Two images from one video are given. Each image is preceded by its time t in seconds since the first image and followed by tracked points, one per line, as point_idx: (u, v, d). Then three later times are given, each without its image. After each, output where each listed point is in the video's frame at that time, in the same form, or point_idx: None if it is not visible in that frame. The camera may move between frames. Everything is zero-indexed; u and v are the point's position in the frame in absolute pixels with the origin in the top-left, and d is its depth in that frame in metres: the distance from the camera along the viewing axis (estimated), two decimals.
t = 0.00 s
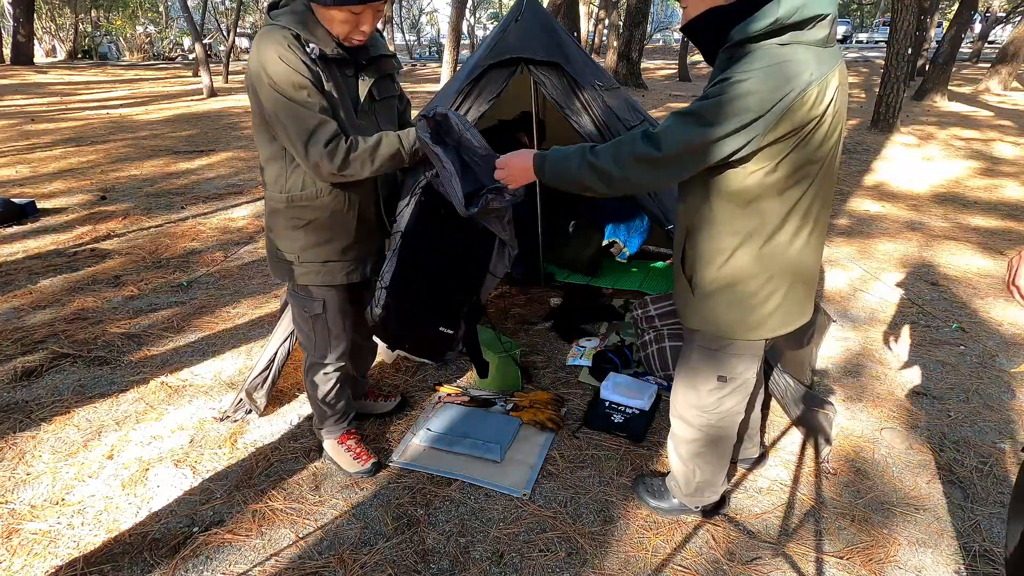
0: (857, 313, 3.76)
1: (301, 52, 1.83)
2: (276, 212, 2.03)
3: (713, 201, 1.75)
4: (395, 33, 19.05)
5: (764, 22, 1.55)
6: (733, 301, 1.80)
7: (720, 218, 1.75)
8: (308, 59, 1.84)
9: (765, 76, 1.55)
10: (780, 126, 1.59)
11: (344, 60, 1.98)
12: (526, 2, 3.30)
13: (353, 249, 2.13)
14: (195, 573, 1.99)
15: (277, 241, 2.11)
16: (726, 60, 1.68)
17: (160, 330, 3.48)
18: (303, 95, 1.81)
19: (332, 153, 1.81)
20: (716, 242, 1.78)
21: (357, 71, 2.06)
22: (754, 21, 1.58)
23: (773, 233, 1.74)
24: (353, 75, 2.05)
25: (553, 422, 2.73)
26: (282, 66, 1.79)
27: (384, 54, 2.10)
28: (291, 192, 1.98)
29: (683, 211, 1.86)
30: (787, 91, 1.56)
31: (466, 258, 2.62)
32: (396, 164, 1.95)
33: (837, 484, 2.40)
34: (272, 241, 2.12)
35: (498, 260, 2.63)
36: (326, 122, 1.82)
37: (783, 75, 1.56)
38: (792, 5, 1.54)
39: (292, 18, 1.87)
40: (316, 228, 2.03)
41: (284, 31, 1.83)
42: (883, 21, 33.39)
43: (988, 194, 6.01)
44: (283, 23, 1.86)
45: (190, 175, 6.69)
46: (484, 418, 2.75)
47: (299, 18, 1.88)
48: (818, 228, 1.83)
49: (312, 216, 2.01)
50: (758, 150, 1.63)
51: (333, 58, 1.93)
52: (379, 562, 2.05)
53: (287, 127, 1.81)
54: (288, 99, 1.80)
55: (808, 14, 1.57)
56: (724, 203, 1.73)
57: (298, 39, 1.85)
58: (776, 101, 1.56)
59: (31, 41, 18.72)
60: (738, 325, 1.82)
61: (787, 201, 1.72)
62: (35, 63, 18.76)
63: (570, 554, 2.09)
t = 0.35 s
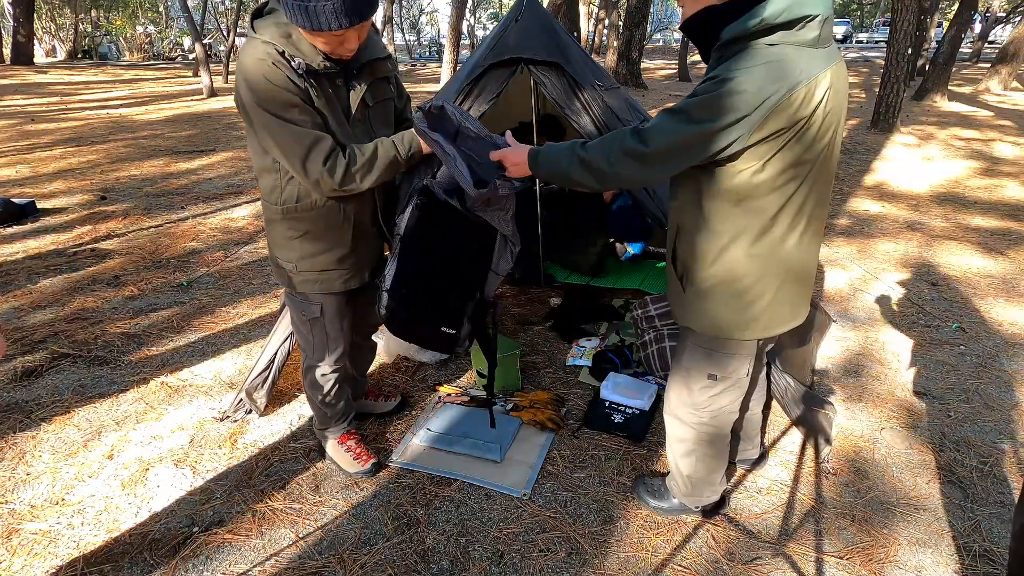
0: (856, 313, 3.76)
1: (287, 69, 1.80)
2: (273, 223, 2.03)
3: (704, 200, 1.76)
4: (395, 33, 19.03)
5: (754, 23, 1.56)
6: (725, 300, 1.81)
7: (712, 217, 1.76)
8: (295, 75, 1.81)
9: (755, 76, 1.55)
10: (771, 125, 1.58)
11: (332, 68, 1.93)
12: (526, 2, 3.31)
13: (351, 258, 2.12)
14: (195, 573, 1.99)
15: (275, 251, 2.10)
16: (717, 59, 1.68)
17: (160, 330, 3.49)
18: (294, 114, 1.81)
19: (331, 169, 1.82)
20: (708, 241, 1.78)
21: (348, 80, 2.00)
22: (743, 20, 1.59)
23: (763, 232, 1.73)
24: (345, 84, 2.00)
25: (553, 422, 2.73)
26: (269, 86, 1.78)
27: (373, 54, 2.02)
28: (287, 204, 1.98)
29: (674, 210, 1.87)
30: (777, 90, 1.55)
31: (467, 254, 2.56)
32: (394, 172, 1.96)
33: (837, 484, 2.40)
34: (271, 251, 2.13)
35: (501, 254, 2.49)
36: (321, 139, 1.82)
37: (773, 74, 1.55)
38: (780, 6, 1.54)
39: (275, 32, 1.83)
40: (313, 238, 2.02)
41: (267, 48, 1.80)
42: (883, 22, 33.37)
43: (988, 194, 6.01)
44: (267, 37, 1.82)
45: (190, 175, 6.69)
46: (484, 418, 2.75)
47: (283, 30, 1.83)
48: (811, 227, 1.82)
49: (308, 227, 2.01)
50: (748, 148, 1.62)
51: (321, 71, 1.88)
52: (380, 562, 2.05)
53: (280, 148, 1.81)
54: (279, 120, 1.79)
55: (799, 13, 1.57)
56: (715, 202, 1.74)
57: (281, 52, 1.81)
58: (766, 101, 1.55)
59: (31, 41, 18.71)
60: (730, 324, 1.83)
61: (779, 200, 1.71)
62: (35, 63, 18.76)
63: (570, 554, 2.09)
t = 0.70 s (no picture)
0: (856, 313, 3.76)
1: (271, 82, 1.75)
2: (268, 228, 2.03)
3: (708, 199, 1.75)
4: (395, 33, 19.02)
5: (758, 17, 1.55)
6: (727, 299, 1.80)
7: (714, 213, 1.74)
8: (281, 85, 1.76)
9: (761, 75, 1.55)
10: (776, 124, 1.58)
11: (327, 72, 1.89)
12: (526, 2, 3.31)
13: (347, 263, 2.11)
14: (195, 573, 1.99)
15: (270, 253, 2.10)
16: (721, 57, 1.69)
17: (160, 330, 3.49)
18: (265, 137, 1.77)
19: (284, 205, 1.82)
20: (711, 241, 1.78)
21: (343, 82, 1.94)
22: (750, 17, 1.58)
23: (766, 232, 1.74)
24: (340, 86, 1.94)
25: (553, 422, 2.73)
26: (248, 97, 1.72)
27: (370, 57, 1.99)
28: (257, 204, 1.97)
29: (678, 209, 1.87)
30: (783, 91, 1.55)
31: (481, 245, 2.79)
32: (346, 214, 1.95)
33: (837, 484, 2.40)
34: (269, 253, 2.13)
35: (516, 237, 2.75)
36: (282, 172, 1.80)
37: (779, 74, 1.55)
38: (782, 4, 1.54)
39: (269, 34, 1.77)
40: (305, 246, 2.02)
41: (259, 51, 1.74)
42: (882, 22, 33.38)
43: (988, 194, 6.00)
44: (260, 39, 1.75)
45: (190, 175, 6.69)
46: (484, 418, 2.75)
47: (278, 32, 1.77)
48: (812, 227, 1.82)
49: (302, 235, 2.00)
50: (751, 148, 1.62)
51: (316, 73, 1.84)
52: (380, 562, 2.05)
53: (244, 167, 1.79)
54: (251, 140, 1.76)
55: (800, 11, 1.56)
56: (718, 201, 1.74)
57: (272, 60, 1.75)
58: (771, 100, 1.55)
59: (31, 41, 18.70)
60: (733, 324, 1.82)
61: (782, 201, 1.71)
62: (35, 63, 18.76)
63: (570, 554, 2.09)
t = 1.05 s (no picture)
0: (857, 313, 3.76)
1: (255, 83, 1.70)
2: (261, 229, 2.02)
3: (722, 201, 1.73)
4: (396, 33, 19.01)
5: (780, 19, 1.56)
6: (733, 301, 1.81)
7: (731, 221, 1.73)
8: (263, 87, 1.72)
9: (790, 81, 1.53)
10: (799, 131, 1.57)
11: (318, 71, 1.85)
12: (527, 2, 3.32)
13: (342, 264, 2.10)
14: (195, 573, 1.99)
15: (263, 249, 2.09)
16: (749, 60, 1.66)
17: (160, 330, 3.49)
18: (234, 141, 1.70)
19: (239, 221, 1.74)
20: (723, 242, 1.77)
21: (335, 80, 1.92)
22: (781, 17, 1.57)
23: (775, 237, 1.74)
24: (332, 85, 1.92)
25: (553, 421, 2.73)
26: (227, 94, 1.67)
27: (364, 55, 1.96)
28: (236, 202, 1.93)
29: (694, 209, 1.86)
30: (811, 102, 1.54)
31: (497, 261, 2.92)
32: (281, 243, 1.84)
33: (837, 484, 2.41)
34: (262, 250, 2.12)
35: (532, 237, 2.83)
36: (245, 185, 1.74)
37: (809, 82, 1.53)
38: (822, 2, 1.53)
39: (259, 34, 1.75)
40: (296, 251, 1.98)
41: (246, 49, 1.71)
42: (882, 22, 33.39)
43: (988, 194, 6.01)
44: (249, 39, 1.73)
45: (190, 175, 6.69)
46: (484, 418, 2.75)
47: (266, 31, 1.75)
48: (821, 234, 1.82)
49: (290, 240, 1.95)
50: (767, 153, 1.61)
51: (305, 72, 1.81)
52: (380, 562, 2.05)
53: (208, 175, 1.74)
54: (223, 146, 1.70)
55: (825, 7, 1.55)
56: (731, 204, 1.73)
57: (258, 60, 1.71)
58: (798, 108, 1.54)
59: (31, 41, 18.69)
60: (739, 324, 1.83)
61: (792, 209, 1.72)
62: (35, 64, 18.76)
63: (570, 554, 2.09)
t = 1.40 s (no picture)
0: (857, 313, 3.76)
1: (241, 82, 1.70)
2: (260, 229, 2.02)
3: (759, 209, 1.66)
4: (396, 34, 19.00)
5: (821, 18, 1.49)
6: (746, 308, 1.80)
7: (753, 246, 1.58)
8: (251, 86, 1.72)
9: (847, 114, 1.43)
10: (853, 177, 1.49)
11: (308, 69, 1.84)
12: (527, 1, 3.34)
13: (340, 263, 2.09)
14: (195, 573, 1.99)
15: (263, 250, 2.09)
16: (795, 60, 1.52)
17: (160, 330, 3.49)
18: (224, 140, 1.71)
19: (228, 221, 1.75)
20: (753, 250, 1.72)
21: (326, 78, 1.91)
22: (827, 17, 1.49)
23: (794, 253, 1.71)
24: (322, 82, 1.91)
25: (553, 422, 2.73)
26: (216, 93, 1.68)
27: (353, 51, 1.95)
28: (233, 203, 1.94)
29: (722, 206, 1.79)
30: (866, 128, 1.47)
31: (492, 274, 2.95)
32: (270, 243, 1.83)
33: (837, 484, 2.40)
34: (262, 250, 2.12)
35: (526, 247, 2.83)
36: (234, 184, 1.74)
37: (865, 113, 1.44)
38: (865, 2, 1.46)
39: (247, 33, 1.76)
40: (287, 250, 1.98)
41: (235, 50, 1.73)
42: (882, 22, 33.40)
43: (988, 194, 6.00)
44: (238, 39, 1.75)
45: (190, 175, 6.69)
46: (484, 419, 2.75)
47: (254, 30, 1.76)
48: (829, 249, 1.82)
49: (281, 240, 1.95)
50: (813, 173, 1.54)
51: (295, 70, 1.80)
52: (380, 562, 2.05)
53: (200, 176, 1.75)
54: (212, 146, 1.71)
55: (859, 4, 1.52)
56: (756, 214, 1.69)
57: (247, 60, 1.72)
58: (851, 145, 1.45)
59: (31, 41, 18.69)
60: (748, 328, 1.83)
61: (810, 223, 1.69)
62: (35, 63, 18.76)
63: (570, 554, 2.09)
